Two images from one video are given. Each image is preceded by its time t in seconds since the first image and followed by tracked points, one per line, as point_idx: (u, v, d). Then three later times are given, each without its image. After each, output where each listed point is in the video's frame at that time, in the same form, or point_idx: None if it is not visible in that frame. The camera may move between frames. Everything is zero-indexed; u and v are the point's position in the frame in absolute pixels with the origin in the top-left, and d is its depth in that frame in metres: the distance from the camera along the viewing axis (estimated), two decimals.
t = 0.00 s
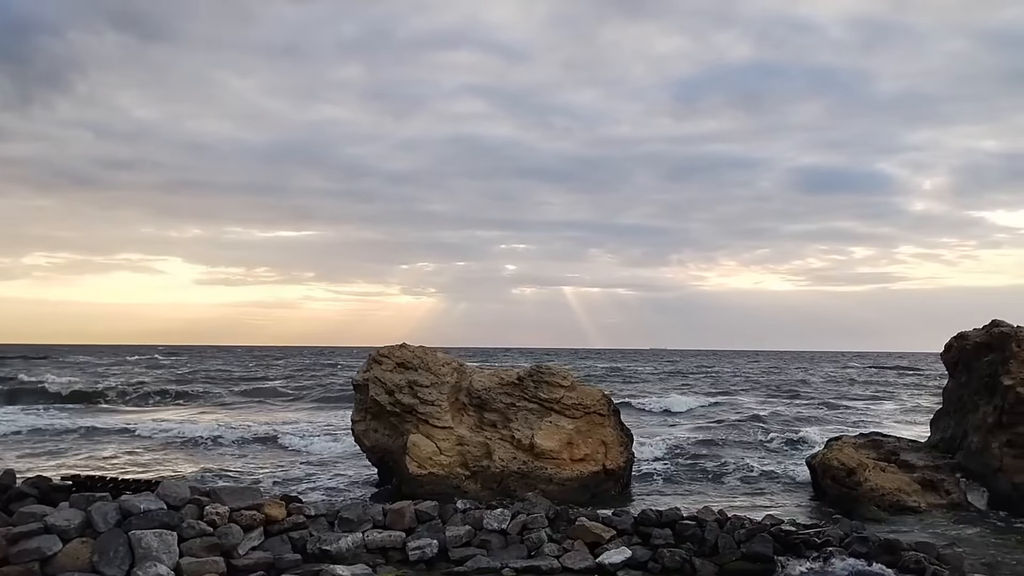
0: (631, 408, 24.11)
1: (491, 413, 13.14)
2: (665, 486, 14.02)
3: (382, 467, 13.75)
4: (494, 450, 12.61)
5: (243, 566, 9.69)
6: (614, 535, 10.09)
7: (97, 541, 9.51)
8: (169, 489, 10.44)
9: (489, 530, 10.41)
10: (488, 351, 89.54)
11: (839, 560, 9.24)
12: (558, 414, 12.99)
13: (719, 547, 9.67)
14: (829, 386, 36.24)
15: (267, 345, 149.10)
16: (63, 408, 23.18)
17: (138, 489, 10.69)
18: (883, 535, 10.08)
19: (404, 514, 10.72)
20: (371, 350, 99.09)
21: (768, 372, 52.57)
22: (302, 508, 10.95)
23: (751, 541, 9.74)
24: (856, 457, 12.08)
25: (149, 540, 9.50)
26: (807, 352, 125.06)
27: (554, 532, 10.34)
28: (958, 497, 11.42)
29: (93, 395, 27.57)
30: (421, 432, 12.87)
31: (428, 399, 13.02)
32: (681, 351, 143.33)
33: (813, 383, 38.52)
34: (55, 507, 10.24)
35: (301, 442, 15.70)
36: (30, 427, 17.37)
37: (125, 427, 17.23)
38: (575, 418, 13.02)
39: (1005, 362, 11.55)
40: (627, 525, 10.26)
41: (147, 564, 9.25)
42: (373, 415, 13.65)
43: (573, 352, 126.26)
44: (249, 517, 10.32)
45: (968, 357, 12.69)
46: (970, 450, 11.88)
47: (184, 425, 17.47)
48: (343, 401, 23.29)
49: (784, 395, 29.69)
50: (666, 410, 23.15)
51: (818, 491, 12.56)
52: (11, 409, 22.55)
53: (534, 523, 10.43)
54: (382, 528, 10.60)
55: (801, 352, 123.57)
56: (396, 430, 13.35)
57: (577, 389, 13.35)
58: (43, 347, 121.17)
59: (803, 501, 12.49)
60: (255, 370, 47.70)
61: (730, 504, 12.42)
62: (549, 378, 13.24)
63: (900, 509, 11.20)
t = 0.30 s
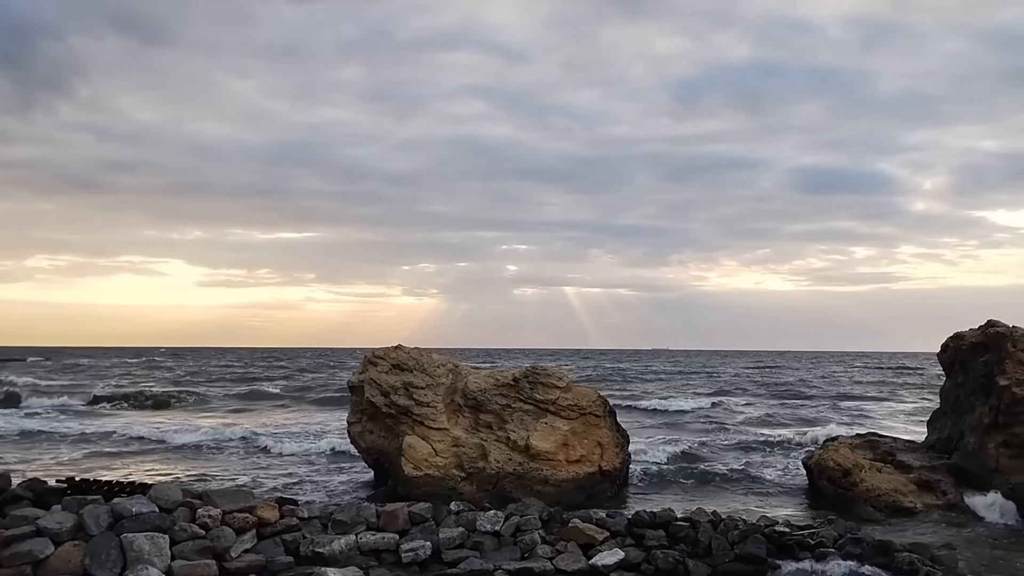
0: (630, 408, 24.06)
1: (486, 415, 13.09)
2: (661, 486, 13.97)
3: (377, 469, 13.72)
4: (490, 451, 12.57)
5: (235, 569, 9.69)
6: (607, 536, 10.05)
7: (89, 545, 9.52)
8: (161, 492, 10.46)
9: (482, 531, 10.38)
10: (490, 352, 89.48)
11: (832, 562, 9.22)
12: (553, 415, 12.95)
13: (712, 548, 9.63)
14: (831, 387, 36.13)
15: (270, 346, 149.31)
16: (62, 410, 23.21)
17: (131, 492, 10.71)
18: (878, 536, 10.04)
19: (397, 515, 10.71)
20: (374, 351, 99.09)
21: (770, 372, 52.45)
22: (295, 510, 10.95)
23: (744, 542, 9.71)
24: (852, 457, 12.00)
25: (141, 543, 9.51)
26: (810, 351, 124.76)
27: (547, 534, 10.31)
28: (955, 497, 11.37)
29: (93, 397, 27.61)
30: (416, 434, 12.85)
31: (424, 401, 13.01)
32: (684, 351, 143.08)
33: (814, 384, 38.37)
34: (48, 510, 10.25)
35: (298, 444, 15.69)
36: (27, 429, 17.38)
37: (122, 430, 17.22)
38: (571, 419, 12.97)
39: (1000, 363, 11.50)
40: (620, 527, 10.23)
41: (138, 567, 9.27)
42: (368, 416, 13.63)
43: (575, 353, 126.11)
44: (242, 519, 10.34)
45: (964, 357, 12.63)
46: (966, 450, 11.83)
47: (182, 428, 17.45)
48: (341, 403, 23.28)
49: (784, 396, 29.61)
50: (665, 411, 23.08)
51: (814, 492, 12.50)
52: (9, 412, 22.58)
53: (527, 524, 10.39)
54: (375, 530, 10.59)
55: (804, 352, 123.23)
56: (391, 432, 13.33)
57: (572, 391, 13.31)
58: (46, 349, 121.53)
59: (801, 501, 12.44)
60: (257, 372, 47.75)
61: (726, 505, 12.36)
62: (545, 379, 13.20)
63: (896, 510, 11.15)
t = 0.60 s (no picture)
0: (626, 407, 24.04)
1: (479, 415, 13.06)
2: (655, 485, 13.94)
3: (370, 469, 13.71)
4: (482, 452, 12.55)
5: (225, 570, 9.67)
6: (597, 536, 10.02)
7: (78, 546, 9.50)
8: (151, 494, 10.44)
9: (472, 532, 10.35)
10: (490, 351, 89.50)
11: (823, 562, 9.20)
12: (546, 415, 12.91)
13: (703, 548, 9.61)
14: (830, 385, 36.02)
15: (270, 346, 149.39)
16: (57, 411, 23.19)
17: (121, 494, 10.70)
18: (869, 535, 10.01)
19: (388, 516, 10.69)
20: (374, 350, 99.09)
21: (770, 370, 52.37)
22: (285, 511, 10.94)
23: (735, 542, 9.69)
24: (845, 456, 11.94)
25: (129, 545, 9.48)
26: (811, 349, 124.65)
27: (537, 534, 10.28)
28: (948, 496, 11.34)
29: (91, 397, 27.61)
30: (408, 434, 12.82)
31: (416, 401, 12.98)
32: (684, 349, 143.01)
33: (812, 382, 38.30)
34: (38, 512, 10.23)
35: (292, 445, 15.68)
36: (21, 431, 17.36)
37: (116, 431, 17.21)
38: (563, 420, 12.94)
39: (993, 362, 11.46)
40: (611, 527, 10.20)
41: (127, 568, 9.24)
42: (361, 417, 13.61)
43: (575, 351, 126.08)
44: (231, 521, 10.32)
45: (958, 356, 12.58)
46: (960, 449, 11.80)
47: (177, 428, 17.44)
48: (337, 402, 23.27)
49: (782, 394, 29.54)
50: (662, 409, 23.03)
51: (807, 491, 12.47)
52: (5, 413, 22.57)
53: (518, 525, 10.36)
54: (366, 531, 10.57)
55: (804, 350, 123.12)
56: (384, 433, 13.31)
57: (565, 391, 13.28)
58: (47, 349, 121.64)
59: (794, 500, 12.41)
60: (256, 372, 47.74)
61: (718, 504, 12.34)
62: (537, 380, 13.16)
63: (889, 509, 11.12)
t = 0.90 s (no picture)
0: (620, 404, 24.01)
1: (470, 414, 13.02)
2: (647, 481, 13.90)
3: (362, 468, 13.67)
4: (473, 451, 12.50)
5: (213, 570, 9.63)
6: (586, 536, 9.99)
7: (66, 547, 9.46)
8: (139, 494, 10.41)
9: (461, 532, 10.35)
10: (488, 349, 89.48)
11: (812, 560, 9.16)
12: (537, 414, 12.88)
13: (692, 548, 9.57)
14: (826, 382, 35.96)
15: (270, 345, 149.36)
16: (50, 411, 23.13)
17: (109, 494, 10.66)
18: (861, 534, 9.97)
19: (377, 516, 10.69)
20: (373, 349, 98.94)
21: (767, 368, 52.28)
22: (274, 511, 10.91)
23: (724, 541, 9.66)
24: (837, 455, 11.89)
25: (117, 545, 9.44)
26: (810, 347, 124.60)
27: (526, 534, 10.26)
28: (940, 494, 11.31)
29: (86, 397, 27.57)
30: (400, 433, 12.79)
31: (407, 400, 12.94)
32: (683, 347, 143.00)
33: (809, 379, 38.29)
34: (26, 513, 10.20)
35: (285, 444, 15.66)
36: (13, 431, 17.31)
37: (108, 431, 17.16)
38: (555, 418, 12.89)
39: (986, 359, 11.41)
40: (600, 527, 10.18)
41: (115, 569, 9.19)
42: (352, 416, 13.58)
43: (575, 349, 126.01)
44: (220, 521, 10.28)
45: (951, 354, 12.53)
46: (952, 447, 11.74)
47: (171, 428, 17.42)
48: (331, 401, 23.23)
49: (778, 391, 29.47)
50: (656, 407, 22.98)
51: (799, 489, 12.42)
52: None
53: (506, 524, 10.35)
54: (355, 530, 10.55)
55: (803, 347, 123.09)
56: (375, 432, 13.27)
57: (556, 390, 13.24)
58: (45, 348, 121.55)
59: (786, 498, 12.39)
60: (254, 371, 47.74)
61: (710, 503, 12.30)
62: (529, 379, 13.11)
63: (880, 507, 11.06)
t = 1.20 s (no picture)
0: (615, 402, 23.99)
1: (462, 412, 12.97)
2: (639, 478, 13.86)
3: (354, 467, 13.63)
4: (465, 449, 12.45)
5: (201, 569, 9.58)
6: (576, 534, 9.96)
7: (54, 546, 9.41)
8: (127, 493, 10.37)
9: (451, 530, 10.32)
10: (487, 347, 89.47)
11: (802, 558, 9.13)
12: (529, 412, 12.83)
13: (682, 545, 9.54)
14: (824, 379, 35.91)
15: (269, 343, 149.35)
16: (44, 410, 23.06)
17: (98, 493, 10.62)
18: (851, 531, 9.94)
19: (367, 514, 10.66)
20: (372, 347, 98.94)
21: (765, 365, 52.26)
22: (263, 510, 10.88)
23: (714, 539, 9.62)
24: (829, 452, 11.83)
25: (105, 544, 9.40)
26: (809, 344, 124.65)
27: (516, 532, 10.22)
28: (932, 491, 11.30)
29: (81, 396, 27.50)
30: (392, 431, 12.75)
31: (399, 398, 12.90)
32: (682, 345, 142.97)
33: (805, 377, 38.29)
34: (14, 511, 10.15)
35: (277, 443, 15.62)
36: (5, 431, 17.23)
37: (100, 430, 17.09)
38: (547, 416, 12.84)
39: (978, 355, 11.37)
40: (590, 524, 10.15)
41: (102, 568, 9.13)
42: (345, 414, 13.55)
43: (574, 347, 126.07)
44: (209, 519, 10.24)
45: (944, 350, 12.48)
46: (945, 443, 11.70)
47: (163, 427, 17.36)
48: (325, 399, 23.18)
49: (774, 388, 29.42)
50: (652, 404, 22.94)
51: (791, 486, 12.38)
52: None
53: (496, 522, 10.32)
54: (344, 529, 10.51)
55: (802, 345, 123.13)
56: (367, 430, 13.23)
57: (548, 387, 13.19)
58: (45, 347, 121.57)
59: (777, 495, 12.37)
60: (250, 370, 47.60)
61: (702, 500, 12.27)
62: (520, 376, 13.06)
63: (872, 505, 11.02)
